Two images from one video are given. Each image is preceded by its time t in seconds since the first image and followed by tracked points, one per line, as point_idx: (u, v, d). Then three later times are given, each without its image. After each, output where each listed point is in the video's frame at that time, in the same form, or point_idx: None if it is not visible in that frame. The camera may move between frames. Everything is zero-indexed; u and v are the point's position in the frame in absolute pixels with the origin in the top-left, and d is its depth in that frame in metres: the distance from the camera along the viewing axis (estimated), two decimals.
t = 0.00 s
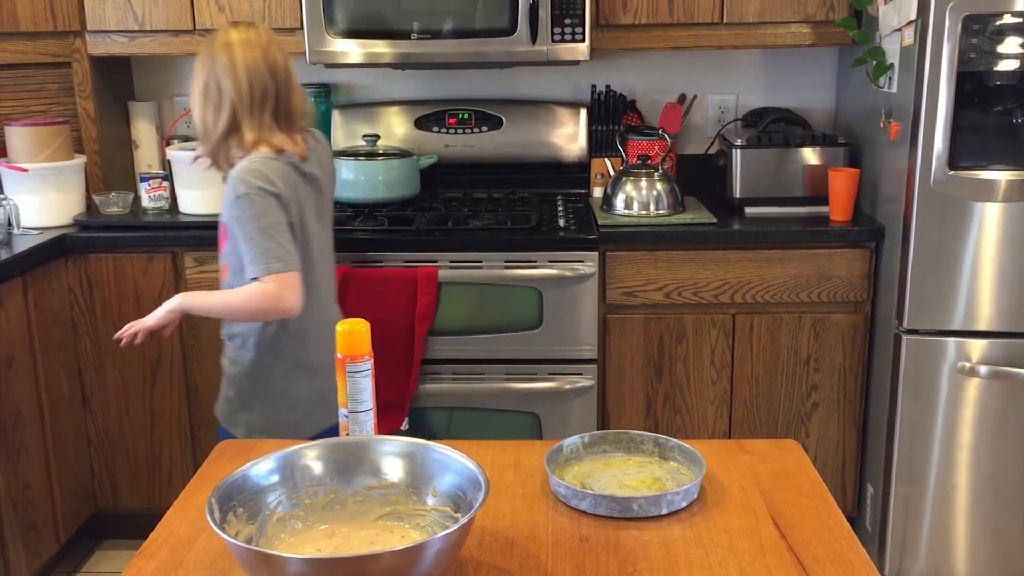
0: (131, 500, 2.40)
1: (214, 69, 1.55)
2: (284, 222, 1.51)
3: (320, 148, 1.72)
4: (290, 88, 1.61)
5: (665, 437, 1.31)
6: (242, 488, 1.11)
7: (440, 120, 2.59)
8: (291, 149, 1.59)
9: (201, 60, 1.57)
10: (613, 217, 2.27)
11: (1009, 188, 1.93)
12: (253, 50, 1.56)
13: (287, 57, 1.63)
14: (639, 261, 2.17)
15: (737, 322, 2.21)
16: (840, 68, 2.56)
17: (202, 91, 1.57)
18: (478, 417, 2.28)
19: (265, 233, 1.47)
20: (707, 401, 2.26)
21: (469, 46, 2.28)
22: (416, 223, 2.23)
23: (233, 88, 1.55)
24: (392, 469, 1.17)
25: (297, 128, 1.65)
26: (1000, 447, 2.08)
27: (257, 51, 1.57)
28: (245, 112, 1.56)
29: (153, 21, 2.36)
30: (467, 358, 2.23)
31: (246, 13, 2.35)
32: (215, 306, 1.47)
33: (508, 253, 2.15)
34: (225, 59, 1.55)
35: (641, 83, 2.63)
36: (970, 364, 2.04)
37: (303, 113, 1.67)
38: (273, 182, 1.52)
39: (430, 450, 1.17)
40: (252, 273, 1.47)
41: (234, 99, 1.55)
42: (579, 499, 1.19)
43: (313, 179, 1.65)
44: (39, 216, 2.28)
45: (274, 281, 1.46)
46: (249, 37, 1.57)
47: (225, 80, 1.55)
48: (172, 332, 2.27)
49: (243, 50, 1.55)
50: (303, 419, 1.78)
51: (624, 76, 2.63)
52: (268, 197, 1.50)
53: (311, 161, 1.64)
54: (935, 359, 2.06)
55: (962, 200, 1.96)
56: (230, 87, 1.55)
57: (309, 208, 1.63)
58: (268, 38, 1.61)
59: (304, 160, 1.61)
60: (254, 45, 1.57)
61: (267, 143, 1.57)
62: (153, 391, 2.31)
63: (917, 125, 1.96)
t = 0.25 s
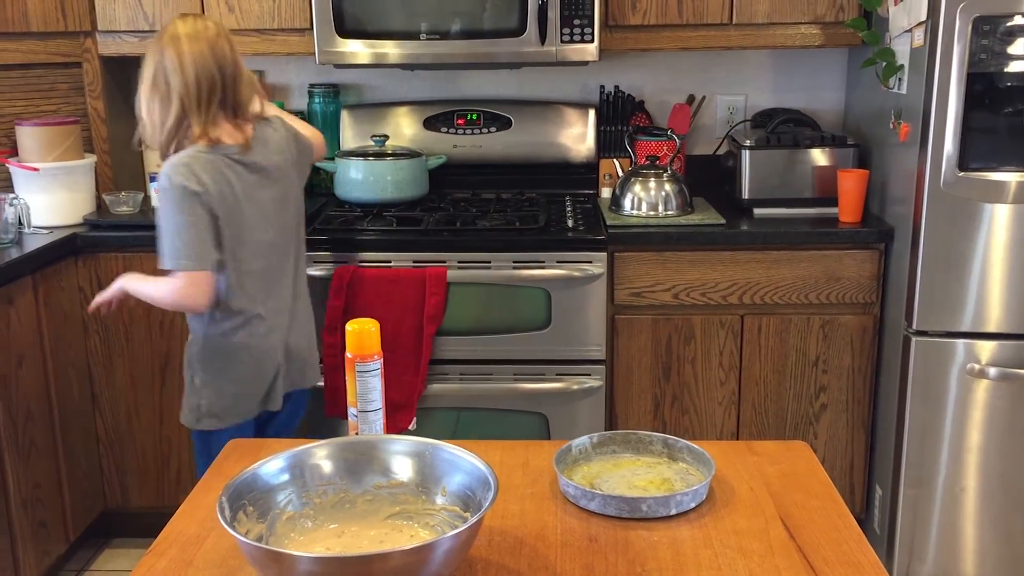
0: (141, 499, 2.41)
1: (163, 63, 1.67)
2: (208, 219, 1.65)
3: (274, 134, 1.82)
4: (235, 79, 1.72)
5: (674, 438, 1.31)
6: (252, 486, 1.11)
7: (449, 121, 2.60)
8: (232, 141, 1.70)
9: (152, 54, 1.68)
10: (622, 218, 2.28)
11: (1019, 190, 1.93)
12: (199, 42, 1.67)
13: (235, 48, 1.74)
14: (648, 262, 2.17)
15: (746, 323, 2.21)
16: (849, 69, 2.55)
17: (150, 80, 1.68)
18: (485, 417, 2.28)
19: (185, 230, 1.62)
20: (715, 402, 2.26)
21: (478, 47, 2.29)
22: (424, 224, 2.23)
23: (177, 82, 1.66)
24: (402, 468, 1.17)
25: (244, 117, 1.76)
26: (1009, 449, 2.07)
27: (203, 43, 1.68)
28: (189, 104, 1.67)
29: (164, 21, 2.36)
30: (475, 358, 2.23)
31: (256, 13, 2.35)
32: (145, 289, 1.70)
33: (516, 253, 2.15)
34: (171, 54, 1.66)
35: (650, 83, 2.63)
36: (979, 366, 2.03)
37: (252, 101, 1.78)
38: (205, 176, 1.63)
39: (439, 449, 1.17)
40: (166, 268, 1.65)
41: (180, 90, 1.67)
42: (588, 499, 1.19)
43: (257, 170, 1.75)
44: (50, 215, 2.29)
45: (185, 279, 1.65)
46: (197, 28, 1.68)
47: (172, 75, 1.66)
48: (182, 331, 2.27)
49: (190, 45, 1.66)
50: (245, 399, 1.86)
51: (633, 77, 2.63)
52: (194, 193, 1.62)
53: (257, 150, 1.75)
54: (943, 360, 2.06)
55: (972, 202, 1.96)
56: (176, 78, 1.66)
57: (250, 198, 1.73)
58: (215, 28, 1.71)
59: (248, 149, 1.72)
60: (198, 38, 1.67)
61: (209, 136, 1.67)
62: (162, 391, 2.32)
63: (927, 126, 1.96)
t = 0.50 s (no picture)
0: (144, 499, 2.41)
1: (149, 61, 1.79)
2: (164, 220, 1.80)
3: (253, 135, 1.93)
4: (216, 79, 1.82)
5: (678, 438, 1.31)
6: (256, 487, 1.12)
7: (452, 121, 2.60)
8: (204, 140, 1.84)
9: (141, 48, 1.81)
10: (625, 218, 2.28)
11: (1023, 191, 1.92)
12: (182, 43, 1.78)
13: (221, 49, 1.84)
14: (651, 262, 2.17)
15: (749, 324, 2.21)
16: (853, 70, 2.55)
17: (137, 74, 1.82)
18: (489, 418, 2.28)
19: (140, 228, 1.79)
20: (718, 403, 2.26)
21: (481, 47, 2.29)
22: (427, 224, 2.24)
23: (159, 81, 1.79)
24: (406, 469, 1.18)
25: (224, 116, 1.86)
26: (1013, 450, 2.07)
27: (186, 43, 1.79)
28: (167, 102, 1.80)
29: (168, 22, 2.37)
30: (478, 358, 2.24)
31: (260, 14, 2.36)
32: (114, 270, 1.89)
33: (520, 253, 2.16)
34: (157, 54, 1.79)
35: (653, 84, 2.63)
36: (984, 367, 2.03)
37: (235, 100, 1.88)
38: (166, 178, 1.78)
39: (443, 450, 1.17)
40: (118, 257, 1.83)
41: (160, 89, 1.79)
42: (592, 500, 1.19)
43: (227, 174, 1.86)
44: (55, 215, 2.29)
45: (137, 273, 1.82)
46: (183, 28, 1.80)
47: (154, 73, 1.79)
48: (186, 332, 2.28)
49: (174, 46, 1.78)
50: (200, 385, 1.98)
51: (637, 78, 2.63)
52: (150, 197, 1.77)
53: (229, 151, 1.86)
54: (948, 361, 2.06)
55: (976, 202, 1.96)
56: (159, 75, 1.79)
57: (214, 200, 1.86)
58: (203, 29, 1.82)
59: (218, 151, 1.84)
60: (182, 41, 1.79)
61: (182, 134, 1.81)
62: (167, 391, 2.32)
63: (931, 127, 1.96)
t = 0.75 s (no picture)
0: (143, 499, 2.41)
1: (125, 51, 1.87)
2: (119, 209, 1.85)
3: (224, 133, 1.94)
4: (181, 73, 1.86)
5: (676, 439, 1.31)
6: (254, 488, 1.11)
7: (451, 122, 2.60)
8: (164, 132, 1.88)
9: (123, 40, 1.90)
10: (624, 219, 2.28)
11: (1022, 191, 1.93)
12: (151, 36, 1.85)
13: (193, 44, 1.88)
14: (650, 263, 2.17)
15: (748, 324, 2.21)
16: (852, 71, 2.55)
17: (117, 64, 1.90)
18: (487, 418, 2.28)
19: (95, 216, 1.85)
20: (717, 403, 2.26)
21: (479, 48, 2.29)
22: (426, 225, 2.24)
23: (129, 70, 1.86)
24: (404, 469, 1.17)
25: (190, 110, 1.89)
26: (1012, 451, 2.07)
27: (156, 36, 1.85)
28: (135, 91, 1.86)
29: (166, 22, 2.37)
30: (477, 359, 2.23)
31: (258, 14, 2.36)
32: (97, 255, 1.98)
33: (519, 254, 2.16)
34: (130, 45, 1.86)
35: (651, 85, 2.63)
36: (982, 367, 2.03)
37: (204, 96, 1.90)
38: (119, 169, 1.83)
39: (442, 451, 1.17)
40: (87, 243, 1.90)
41: (130, 78, 1.86)
42: (591, 501, 1.19)
43: (182, 166, 1.88)
44: (53, 216, 2.29)
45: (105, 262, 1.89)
46: (159, 22, 1.87)
47: (127, 62, 1.87)
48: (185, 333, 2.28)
49: (144, 38, 1.85)
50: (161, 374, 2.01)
51: (635, 79, 2.63)
52: (102, 186, 1.82)
53: (189, 145, 1.89)
54: (946, 362, 2.06)
55: (974, 203, 1.96)
56: (130, 66, 1.86)
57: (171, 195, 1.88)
58: (178, 24, 1.88)
59: (174, 144, 1.87)
60: (152, 33, 1.85)
61: (143, 124, 1.86)
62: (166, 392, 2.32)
63: (929, 127, 1.96)
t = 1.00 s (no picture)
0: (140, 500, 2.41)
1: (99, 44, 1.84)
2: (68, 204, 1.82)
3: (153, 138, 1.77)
4: (117, 74, 1.73)
5: (674, 440, 1.31)
6: (250, 489, 1.11)
7: (449, 122, 2.59)
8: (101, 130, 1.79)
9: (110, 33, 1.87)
10: (622, 219, 2.27)
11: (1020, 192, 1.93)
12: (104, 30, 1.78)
13: (139, 44, 1.74)
14: (648, 263, 2.17)
15: (746, 325, 2.21)
16: (849, 71, 2.55)
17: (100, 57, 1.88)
18: (485, 419, 2.28)
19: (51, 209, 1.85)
20: (714, 404, 2.26)
21: (477, 48, 2.28)
22: (424, 225, 2.23)
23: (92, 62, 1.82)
24: (401, 470, 1.17)
25: (128, 114, 1.76)
26: (1010, 452, 2.07)
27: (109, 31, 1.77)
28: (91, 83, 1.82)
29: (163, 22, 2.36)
30: (474, 360, 2.23)
31: (255, 14, 2.35)
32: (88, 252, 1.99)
33: (516, 254, 2.15)
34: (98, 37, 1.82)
35: (649, 85, 2.63)
36: (980, 368, 2.03)
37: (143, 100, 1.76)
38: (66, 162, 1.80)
39: (439, 452, 1.17)
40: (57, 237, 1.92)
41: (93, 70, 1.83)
42: (588, 502, 1.18)
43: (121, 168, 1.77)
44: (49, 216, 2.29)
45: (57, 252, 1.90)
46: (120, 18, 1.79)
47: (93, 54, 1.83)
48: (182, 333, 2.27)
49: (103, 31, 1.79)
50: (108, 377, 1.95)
51: (633, 79, 2.62)
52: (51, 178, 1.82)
53: (119, 147, 1.76)
54: (944, 363, 2.06)
55: (972, 203, 1.96)
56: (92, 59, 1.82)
57: (101, 194, 1.79)
58: (133, 24, 1.76)
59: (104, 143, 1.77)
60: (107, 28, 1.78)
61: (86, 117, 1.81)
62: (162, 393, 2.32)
63: (927, 127, 1.96)
